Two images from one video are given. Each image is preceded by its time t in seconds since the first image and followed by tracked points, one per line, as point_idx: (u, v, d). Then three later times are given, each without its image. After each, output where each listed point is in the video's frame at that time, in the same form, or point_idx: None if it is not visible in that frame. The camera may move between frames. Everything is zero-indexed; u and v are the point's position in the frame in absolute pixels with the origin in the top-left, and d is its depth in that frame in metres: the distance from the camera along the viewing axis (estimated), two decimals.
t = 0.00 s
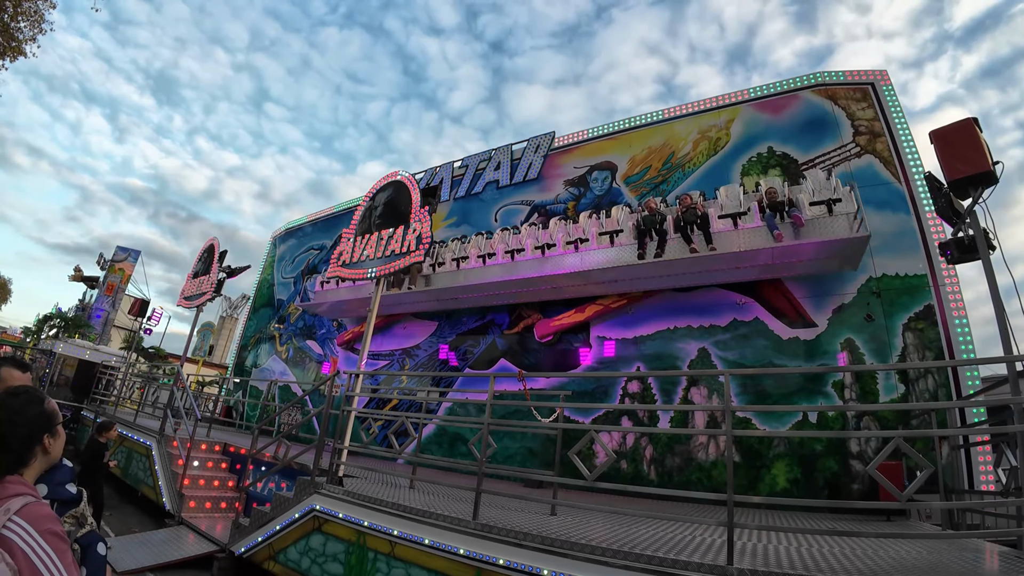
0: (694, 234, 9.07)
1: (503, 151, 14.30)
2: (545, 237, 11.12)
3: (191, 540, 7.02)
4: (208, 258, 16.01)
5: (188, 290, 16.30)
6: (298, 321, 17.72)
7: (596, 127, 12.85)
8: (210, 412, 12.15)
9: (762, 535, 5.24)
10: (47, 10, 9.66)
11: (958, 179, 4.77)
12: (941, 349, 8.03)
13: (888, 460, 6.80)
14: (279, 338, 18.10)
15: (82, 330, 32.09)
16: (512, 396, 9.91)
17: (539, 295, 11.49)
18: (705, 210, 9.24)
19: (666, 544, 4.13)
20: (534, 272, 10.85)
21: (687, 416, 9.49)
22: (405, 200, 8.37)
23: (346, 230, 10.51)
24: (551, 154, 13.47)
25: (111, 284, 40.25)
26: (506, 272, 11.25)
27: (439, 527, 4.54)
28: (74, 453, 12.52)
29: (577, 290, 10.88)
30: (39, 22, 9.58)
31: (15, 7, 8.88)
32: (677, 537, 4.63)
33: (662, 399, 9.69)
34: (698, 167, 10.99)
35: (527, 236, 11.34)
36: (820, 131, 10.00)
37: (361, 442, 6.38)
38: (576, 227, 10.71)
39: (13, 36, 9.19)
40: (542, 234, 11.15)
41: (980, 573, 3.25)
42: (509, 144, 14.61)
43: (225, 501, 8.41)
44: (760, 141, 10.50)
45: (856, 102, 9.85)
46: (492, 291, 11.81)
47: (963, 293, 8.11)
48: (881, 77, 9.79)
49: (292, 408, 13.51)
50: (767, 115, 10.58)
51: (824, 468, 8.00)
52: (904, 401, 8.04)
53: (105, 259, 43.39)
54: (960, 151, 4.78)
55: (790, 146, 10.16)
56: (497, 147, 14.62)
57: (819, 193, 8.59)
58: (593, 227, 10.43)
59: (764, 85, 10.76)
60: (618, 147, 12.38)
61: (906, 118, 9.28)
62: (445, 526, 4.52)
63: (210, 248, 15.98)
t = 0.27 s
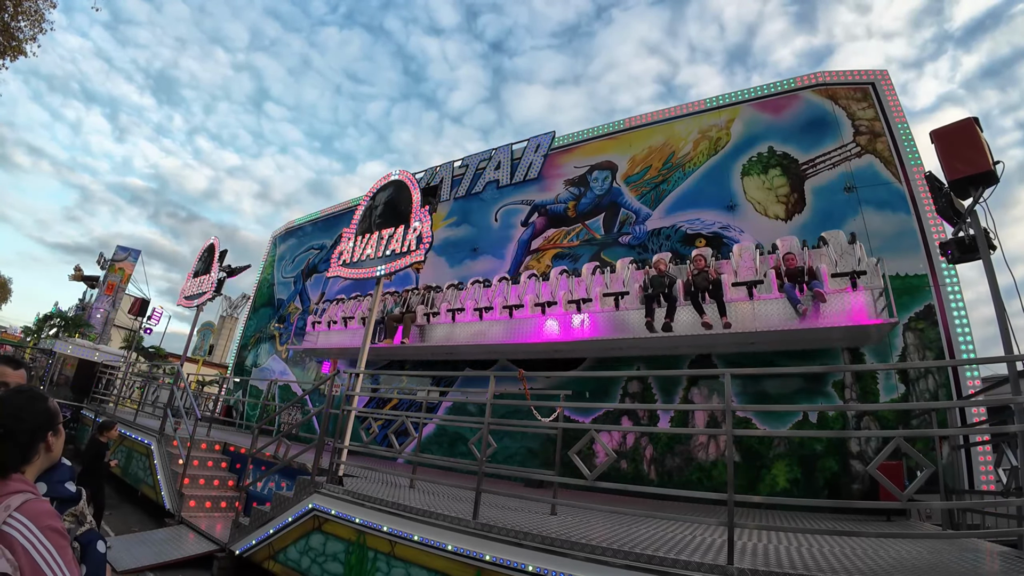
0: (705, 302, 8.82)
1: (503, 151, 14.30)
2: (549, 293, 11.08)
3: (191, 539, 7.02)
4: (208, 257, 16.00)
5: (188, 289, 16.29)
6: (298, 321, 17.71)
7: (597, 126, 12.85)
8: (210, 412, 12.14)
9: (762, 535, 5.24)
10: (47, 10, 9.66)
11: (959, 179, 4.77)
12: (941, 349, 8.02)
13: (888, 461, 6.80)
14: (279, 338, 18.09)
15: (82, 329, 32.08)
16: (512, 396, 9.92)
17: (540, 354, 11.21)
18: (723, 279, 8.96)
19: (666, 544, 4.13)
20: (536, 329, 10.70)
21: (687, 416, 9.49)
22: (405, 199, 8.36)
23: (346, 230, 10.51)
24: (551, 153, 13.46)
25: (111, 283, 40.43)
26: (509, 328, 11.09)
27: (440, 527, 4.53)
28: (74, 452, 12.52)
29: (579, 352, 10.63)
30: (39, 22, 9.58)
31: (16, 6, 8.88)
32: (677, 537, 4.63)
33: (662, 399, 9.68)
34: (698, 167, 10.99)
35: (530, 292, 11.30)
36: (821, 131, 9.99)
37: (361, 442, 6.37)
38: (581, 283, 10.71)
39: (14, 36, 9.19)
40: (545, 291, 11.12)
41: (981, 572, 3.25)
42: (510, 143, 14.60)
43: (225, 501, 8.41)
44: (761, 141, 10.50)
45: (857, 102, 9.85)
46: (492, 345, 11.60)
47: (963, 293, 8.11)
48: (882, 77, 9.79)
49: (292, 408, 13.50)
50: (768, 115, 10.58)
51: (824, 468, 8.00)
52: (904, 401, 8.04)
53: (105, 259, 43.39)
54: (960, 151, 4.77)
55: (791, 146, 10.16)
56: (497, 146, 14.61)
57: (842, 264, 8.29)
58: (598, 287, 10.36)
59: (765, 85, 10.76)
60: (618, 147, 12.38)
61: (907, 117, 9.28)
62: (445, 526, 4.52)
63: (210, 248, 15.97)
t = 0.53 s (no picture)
0: (673, 382, 9.25)
1: (503, 150, 14.29)
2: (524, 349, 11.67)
3: (191, 539, 7.02)
4: (208, 257, 16.00)
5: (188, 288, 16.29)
6: (298, 321, 17.72)
7: (597, 126, 12.84)
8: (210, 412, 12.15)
9: (763, 535, 5.23)
10: (48, 9, 9.67)
11: (959, 179, 4.76)
12: (942, 349, 8.02)
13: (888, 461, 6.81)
14: (280, 337, 18.09)
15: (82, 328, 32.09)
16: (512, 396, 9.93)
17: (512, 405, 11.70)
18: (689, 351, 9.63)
19: (667, 544, 4.12)
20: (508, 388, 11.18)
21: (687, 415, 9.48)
22: (405, 199, 8.36)
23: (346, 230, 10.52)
24: (551, 153, 13.46)
25: (111, 282, 40.49)
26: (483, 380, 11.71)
27: (440, 526, 4.53)
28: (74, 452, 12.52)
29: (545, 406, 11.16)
30: (40, 21, 9.59)
31: (16, 6, 8.88)
32: (677, 536, 4.64)
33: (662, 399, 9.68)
34: (698, 166, 10.98)
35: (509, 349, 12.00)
36: (821, 130, 9.99)
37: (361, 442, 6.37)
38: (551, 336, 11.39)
39: (14, 35, 9.20)
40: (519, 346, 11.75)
41: (982, 573, 3.24)
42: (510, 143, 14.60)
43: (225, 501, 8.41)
44: (761, 140, 10.50)
45: (858, 101, 9.84)
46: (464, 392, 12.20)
47: (964, 293, 8.11)
48: (883, 76, 9.78)
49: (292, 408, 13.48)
50: (768, 114, 10.57)
51: (824, 468, 8.00)
52: (905, 400, 8.03)
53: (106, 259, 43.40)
54: (960, 151, 4.77)
55: (791, 146, 10.16)
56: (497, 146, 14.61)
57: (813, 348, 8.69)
58: (567, 354, 10.98)
59: (765, 84, 10.75)
60: (619, 146, 12.37)
61: (907, 117, 9.27)
62: (445, 525, 4.51)
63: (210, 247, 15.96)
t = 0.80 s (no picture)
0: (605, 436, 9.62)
1: (503, 149, 14.29)
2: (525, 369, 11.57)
3: (192, 538, 7.03)
4: (208, 256, 15.99)
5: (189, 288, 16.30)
6: (299, 320, 17.73)
7: (597, 125, 12.83)
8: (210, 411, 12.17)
9: (763, 535, 5.23)
10: (48, 9, 9.67)
11: (961, 178, 4.76)
12: (942, 349, 8.02)
13: (888, 461, 6.81)
14: (280, 336, 18.09)
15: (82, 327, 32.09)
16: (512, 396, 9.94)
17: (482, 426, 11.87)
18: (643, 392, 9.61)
19: (667, 544, 4.12)
20: (481, 407, 11.24)
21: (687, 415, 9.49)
22: (405, 199, 8.36)
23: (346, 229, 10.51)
24: (551, 153, 13.45)
25: (111, 280, 40.42)
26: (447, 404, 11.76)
27: (440, 526, 4.52)
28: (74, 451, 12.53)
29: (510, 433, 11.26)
30: (40, 21, 9.59)
31: (17, 5, 8.88)
32: (677, 536, 4.64)
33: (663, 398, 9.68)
34: (698, 166, 10.98)
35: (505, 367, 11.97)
36: (822, 130, 9.98)
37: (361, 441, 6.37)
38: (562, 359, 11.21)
39: (15, 35, 9.20)
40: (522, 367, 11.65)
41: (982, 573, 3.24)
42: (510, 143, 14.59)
43: (225, 500, 8.42)
44: (761, 140, 10.50)
45: (858, 101, 9.83)
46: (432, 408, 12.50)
47: (964, 293, 8.10)
48: (883, 76, 9.77)
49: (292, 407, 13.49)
50: (769, 114, 10.57)
51: (824, 467, 8.00)
52: (905, 400, 8.03)
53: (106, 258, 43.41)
54: (961, 151, 4.76)
55: (791, 146, 10.15)
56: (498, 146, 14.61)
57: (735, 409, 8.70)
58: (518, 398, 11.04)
59: (765, 84, 10.74)
60: (619, 146, 12.37)
61: (908, 116, 9.26)
62: (445, 525, 4.51)
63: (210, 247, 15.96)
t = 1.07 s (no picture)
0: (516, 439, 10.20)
1: (503, 149, 14.28)
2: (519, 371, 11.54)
3: (192, 537, 7.03)
4: (208, 256, 15.99)
5: (189, 287, 16.28)
6: (299, 320, 17.74)
7: (598, 125, 12.83)
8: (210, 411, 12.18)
9: (763, 535, 5.23)
10: (48, 8, 9.67)
11: (961, 178, 4.75)
12: (942, 349, 8.02)
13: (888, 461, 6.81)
14: (280, 336, 18.10)
15: (82, 327, 32.16)
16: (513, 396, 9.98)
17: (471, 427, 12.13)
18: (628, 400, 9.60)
19: (667, 543, 4.11)
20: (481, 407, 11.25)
21: (687, 415, 9.49)
22: (405, 198, 8.36)
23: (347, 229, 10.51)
24: (551, 152, 13.45)
25: (111, 280, 40.20)
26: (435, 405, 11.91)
27: (440, 526, 4.52)
28: (74, 450, 12.53)
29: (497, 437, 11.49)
30: (40, 20, 9.58)
31: (17, 5, 8.88)
32: (677, 536, 4.64)
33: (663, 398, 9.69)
34: (699, 166, 10.98)
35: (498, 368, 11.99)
36: (822, 130, 9.98)
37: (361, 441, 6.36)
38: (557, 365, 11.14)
39: (15, 34, 9.19)
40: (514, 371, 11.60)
41: (983, 573, 3.24)
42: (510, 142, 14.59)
43: (225, 500, 8.42)
44: (761, 140, 10.50)
45: (859, 101, 9.82)
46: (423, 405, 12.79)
47: (964, 293, 8.10)
48: (884, 76, 9.77)
49: (292, 407, 13.47)
50: (769, 114, 10.57)
51: (824, 467, 8.00)
52: (905, 400, 8.03)
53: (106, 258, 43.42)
54: (962, 151, 4.76)
55: (791, 145, 10.15)
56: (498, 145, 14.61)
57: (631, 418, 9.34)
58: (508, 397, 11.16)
59: (765, 84, 10.74)
60: (619, 146, 12.36)
61: (908, 116, 9.26)
62: (445, 525, 4.50)
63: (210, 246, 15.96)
